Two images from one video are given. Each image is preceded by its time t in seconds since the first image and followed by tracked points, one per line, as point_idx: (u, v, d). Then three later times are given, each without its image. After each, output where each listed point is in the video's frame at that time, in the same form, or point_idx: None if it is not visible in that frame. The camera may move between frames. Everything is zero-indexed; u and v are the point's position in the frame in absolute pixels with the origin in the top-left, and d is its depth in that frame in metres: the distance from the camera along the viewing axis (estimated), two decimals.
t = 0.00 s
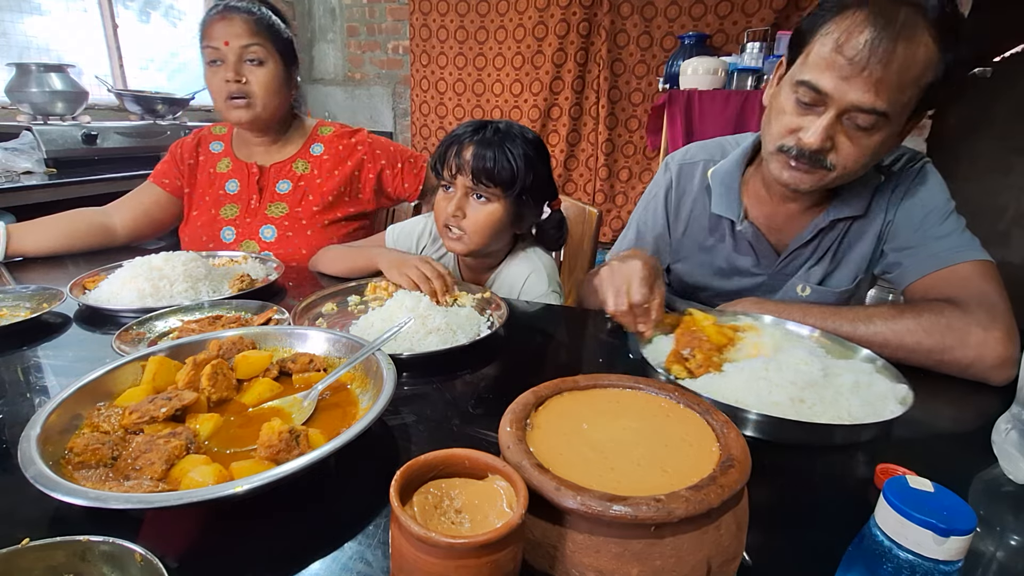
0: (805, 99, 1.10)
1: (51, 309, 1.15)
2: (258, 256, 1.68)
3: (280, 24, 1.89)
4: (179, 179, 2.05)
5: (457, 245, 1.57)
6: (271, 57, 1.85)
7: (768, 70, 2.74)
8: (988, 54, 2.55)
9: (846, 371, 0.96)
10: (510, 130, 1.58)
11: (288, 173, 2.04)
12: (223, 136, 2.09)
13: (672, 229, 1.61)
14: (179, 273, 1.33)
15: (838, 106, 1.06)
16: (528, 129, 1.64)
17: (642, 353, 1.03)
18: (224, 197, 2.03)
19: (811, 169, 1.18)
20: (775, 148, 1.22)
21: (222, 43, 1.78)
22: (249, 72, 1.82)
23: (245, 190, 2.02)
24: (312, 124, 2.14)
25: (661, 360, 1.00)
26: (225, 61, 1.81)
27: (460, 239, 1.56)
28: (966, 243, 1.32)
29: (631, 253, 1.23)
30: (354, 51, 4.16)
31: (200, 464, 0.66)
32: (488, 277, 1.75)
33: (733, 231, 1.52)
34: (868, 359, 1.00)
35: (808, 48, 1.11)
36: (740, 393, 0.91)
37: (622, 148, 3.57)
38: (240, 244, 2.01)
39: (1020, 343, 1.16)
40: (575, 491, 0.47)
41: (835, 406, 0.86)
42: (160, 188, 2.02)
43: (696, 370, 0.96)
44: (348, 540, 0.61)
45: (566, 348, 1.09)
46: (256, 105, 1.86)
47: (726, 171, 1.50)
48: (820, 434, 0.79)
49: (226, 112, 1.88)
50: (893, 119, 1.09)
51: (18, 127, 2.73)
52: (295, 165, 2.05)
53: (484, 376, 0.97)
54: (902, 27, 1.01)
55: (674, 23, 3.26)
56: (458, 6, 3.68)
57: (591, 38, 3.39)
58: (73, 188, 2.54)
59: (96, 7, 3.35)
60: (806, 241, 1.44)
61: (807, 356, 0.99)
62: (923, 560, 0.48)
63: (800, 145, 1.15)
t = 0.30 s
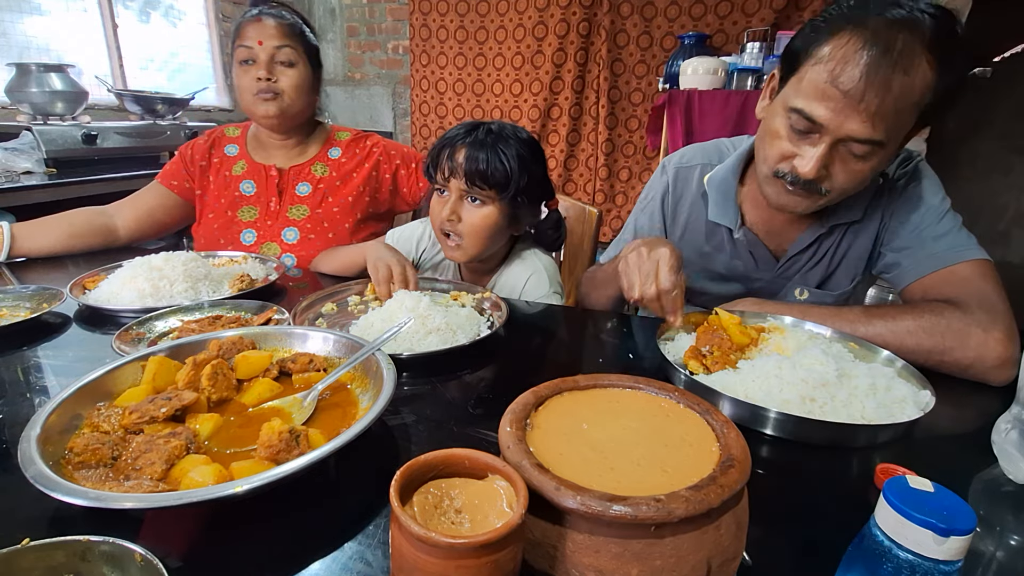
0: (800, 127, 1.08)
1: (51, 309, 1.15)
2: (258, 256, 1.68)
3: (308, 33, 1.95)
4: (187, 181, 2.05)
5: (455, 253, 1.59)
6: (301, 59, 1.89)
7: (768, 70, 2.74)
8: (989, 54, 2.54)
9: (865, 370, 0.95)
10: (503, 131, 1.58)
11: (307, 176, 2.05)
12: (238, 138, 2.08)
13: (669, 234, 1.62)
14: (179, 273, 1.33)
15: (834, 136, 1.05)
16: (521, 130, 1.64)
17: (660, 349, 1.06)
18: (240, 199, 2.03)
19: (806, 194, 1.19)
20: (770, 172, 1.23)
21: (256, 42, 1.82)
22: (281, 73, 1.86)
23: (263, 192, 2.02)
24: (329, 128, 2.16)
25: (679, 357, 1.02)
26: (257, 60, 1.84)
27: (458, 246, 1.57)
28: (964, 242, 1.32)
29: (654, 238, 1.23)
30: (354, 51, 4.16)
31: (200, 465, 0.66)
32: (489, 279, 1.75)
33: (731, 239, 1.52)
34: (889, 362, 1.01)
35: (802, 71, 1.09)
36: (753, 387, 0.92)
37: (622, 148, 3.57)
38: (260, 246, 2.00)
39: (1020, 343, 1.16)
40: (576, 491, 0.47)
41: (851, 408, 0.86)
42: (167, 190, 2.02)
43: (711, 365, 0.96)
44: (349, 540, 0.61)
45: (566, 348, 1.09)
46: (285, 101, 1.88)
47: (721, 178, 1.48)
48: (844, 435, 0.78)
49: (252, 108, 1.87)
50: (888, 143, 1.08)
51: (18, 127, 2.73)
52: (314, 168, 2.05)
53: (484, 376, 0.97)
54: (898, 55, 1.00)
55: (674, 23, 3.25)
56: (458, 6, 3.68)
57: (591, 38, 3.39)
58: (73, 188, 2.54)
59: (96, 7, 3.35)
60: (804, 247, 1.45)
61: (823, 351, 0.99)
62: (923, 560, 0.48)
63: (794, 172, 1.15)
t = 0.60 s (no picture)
0: (805, 141, 1.08)
1: (51, 309, 1.15)
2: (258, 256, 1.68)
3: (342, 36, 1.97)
4: (195, 183, 2.03)
5: (451, 249, 1.57)
6: (335, 64, 1.92)
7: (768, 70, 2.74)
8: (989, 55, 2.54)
9: (865, 370, 0.95)
10: (500, 132, 1.58)
11: (331, 172, 2.07)
12: (251, 137, 2.08)
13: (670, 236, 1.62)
14: (179, 273, 1.33)
15: (839, 152, 1.05)
16: (518, 130, 1.64)
17: (661, 350, 1.05)
18: (265, 197, 2.04)
19: (807, 206, 1.20)
20: (771, 184, 1.23)
21: (294, 43, 1.84)
22: (315, 77, 1.88)
23: (288, 189, 2.04)
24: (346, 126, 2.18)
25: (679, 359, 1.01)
26: (292, 61, 1.85)
27: (455, 243, 1.56)
28: (964, 242, 1.32)
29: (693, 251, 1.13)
30: (354, 51, 4.16)
31: (200, 464, 0.66)
32: (489, 279, 1.75)
33: (733, 243, 1.52)
34: (888, 362, 1.01)
35: (809, 83, 1.08)
36: (753, 387, 0.92)
37: (622, 148, 3.57)
38: (294, 244, 2.03)
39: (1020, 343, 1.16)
40: (576, 491, 0.47)
41: (849, 407, 0.86)
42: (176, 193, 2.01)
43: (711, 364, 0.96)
44: (349, 540, 0.61)
45: (566, 347, 1.09)
46: (316, 105, 1.90)
47: (723, 181, 1.47)
48: (844, 436, 0.78)
49: (283, 109, 1.89)
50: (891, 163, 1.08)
51: (18, 127, 2.73)
52: (337, 165, 2.07)
53: (484, 377, 0.97)
54: (910, 74, 0.98)
55: (674, 23, 3.25)
56: (458, 6, 3.68)
57: (591, 38, 3.39)
58: (73, 188, 2.54)
59: (95, 7, 3.35)
60: (805, 252, 1.45)
61: (823, 352, 0.99)
62: (923, 560, 0.48)
63: (797, 187, 1.15)
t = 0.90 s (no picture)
0: (815, 149, 1.08)
1: (51, 309, 1.15)
2: (258, 256, 1.68)
3: (369, 46, 1.97)
4: (197, 187, 2.01)
5: (453, 252, 1.58)
6: (360, 77, 1.93)
7: (767, 70, 2.74)
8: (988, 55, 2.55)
9: (865, 370, 0.95)
10: (500, 132, 1.58)
11: (344, 180, 2.07)
12: (260, 138, 2.07)
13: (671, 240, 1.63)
14: (179, 273, 1.33)
15: (849, 162, 1.05)
16: (518, 130, 1.64)
17: (660, 353, 1.05)
18: (276, 201, 2.04)
19: (812, 212, 1.21)
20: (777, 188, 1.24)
21: (322, 51, 1.84)
22: (338, 86, 1.89)
23: (300, 194, 2.03)
24: (359, 134, 2.19)
25: (679, 359, 1.01)
26: (319, 69, 1.86)
27: (457, 247, 1.57)
28: (963, 242, 1.32)
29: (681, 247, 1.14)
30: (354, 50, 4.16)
31: (199, 465, 0.66)
32: (489, 279, 1.75)
33: (735, 248, 1.52)
34: (888, 362, 1.01)
35: (821, 90, 1.08)
36: (753, 387, 0.92)
37: (622, 148, 3.57)
38: (303, 249, 2.01)
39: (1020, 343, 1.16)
40: (575, 491, 0.47)
41: (848, 407, 0.86)
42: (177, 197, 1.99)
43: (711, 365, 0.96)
44: (348, 540, 0.61)
45: (566, 347, 1.09)
46: (334, 115, 1.90)
47: (724, 186, 1.46)
48: (844, 436, 0.78)
49: (301, 113, 1.89)
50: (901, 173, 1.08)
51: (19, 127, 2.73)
52: (349, 172, 2.08)
53: (483, 377, 0.97)
54: (927, 85, 0.97)
55: (674, 23, 3.25)
56: (458, 6, 3.68)
57: (591, 38, 3.39)
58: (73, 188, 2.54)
59: (96, 7, 3.35)
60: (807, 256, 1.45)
61: (823, 352, 0.99)
62: (923, 560, 0.48)
63: (805, 195, 1.16)
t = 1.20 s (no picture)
0: (816, 150, 1.08)
1: (51, 308, 1.15)
2: (258, 256, 1.68)
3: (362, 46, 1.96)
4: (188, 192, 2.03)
5: (450, 252, 1.58)
6: (357, 80, 1.93)
7: (767, 70, 2.74)
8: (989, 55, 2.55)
9: (865, 370, 0.95)
10: (495, 133, 1.57)
11: (337, 185, 2.07)
12: (253, 142, 2.07)
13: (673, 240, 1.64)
14: (179, 273, 1.33)
15: (851, 164, 1.05)
16: (514, 130, 1.63)
17: (660, 352, 1.05)
18: (268, 207, 2.04)
19: (813, 215, 1.21)
20: (780, 193, 1.24)
21: (319, 56, 1.83)
22: (335, 91, 1.88)
23: (291, 200, 2.03)
24: (357, 137, 2.19)
25: (678, 358, 1.02)
26: (316, 74, 1.85)
27: (454, 247, 1.57)
28: (964, 242, 1.32)
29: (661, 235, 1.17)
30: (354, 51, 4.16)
31: (199, 465, 0.66)
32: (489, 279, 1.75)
33: (737, 248, 1.51)
34: (888, 362, 1.01)
35: (824, 91, 1.07)
36: (752, 387, 0.92)
37: (622, 148, 3.57)
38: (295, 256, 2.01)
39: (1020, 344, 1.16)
40: (575, 491, 0.47)
41: (848, 408, 0.86)
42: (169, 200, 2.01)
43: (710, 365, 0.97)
44: (349, 540, 0.61)
45: (566, 347, 1.09)
46: (332, 119, 1.90)
47: (726, 185, 1.46)
48: (844, 436, 0.78)
49: (298, 119, 1.88)
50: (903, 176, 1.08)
51: (19, 127, 2.73)
52: (343, 177, 2.07)
53: (484, 377, 0.97)
54: (931, 89, 0.98)
55: (674, 23, 3.25)
56: (458, 6, 3.68)
57: (591, 38, 3.39)
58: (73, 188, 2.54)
59: (95, 7, 3.35)
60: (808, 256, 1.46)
61: (823, 352, 0.99)
62: (923, 560, 0.48)
63: (806, 197, 1.15)
